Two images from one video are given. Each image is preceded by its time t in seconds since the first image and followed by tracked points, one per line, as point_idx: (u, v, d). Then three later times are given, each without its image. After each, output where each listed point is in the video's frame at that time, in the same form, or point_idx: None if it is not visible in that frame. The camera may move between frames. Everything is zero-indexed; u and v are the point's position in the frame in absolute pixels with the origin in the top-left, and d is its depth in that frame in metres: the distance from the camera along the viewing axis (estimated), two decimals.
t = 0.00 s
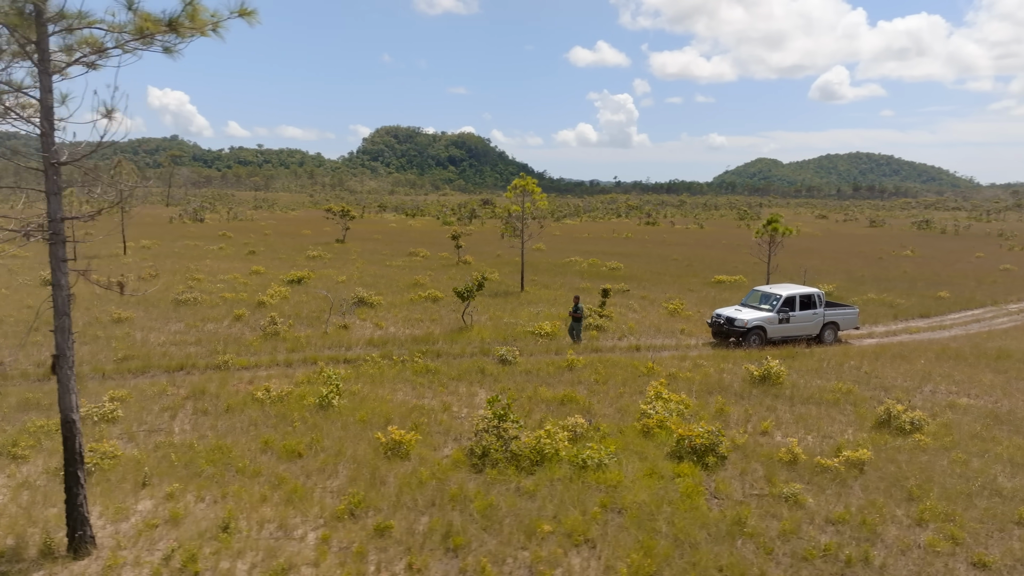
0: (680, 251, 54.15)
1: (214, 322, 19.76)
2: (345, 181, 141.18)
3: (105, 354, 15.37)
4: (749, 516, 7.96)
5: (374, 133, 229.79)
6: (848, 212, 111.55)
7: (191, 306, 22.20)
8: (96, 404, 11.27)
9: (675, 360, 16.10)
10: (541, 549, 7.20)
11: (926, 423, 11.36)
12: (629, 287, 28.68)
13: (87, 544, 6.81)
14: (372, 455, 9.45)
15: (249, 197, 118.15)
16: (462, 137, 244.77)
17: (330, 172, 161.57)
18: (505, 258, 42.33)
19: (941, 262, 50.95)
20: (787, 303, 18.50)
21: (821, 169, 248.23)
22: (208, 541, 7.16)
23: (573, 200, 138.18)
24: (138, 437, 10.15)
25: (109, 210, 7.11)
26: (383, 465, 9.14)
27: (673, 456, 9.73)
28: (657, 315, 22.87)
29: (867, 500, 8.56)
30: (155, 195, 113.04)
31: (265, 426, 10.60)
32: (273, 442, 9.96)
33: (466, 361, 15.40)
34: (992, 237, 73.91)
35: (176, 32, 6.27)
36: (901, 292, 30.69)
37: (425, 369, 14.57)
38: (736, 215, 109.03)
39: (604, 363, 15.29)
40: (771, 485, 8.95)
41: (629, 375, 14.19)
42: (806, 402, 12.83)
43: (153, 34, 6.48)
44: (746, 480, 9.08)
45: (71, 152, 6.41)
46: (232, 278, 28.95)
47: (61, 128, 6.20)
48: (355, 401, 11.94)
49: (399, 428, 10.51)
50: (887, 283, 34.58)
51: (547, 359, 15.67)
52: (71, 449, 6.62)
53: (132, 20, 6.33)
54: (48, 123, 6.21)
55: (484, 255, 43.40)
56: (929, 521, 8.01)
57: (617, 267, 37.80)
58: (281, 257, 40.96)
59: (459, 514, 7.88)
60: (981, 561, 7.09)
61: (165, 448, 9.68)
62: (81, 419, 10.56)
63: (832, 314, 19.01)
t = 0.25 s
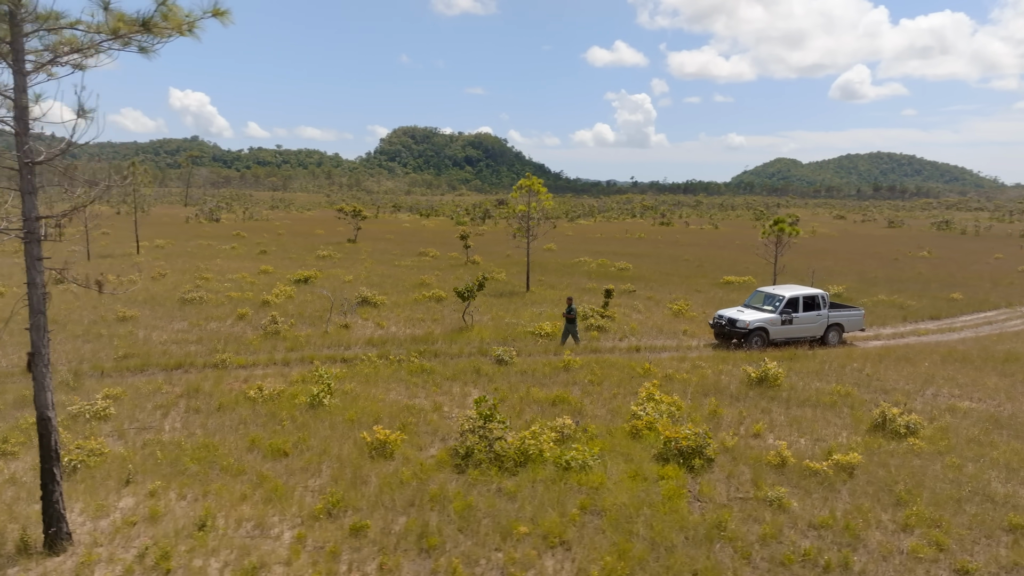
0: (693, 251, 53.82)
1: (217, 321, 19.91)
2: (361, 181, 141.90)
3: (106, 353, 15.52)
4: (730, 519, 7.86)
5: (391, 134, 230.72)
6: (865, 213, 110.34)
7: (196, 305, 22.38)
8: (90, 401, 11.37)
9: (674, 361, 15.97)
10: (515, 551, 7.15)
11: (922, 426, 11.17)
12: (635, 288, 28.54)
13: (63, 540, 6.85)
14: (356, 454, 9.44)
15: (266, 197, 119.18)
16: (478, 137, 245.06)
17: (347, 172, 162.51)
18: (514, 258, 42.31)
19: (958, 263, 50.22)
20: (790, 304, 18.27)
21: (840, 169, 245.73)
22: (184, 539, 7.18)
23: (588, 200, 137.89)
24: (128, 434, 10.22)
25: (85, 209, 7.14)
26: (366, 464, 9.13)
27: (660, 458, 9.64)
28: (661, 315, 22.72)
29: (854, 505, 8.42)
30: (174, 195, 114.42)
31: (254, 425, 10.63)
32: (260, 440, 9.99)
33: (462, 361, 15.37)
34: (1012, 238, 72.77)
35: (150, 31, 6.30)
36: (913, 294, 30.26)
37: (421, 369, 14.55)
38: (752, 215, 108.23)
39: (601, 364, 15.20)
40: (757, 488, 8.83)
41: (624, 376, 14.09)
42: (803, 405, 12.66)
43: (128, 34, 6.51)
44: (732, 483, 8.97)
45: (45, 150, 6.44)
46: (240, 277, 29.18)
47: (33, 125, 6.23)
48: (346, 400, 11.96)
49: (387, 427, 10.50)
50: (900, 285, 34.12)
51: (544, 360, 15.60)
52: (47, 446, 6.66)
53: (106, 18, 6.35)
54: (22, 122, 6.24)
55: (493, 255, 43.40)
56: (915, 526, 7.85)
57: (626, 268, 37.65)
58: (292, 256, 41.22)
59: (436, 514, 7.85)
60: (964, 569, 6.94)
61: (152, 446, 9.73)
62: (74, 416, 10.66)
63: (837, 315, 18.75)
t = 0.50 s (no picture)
0: (706, 252, 53.43)
1: (222, 320, 20.05)
2: (377, 182, 142.55)
3: (109, 351, 15.69)
4: (711, 523, 7.77)
5: (410, 135, 231.96)
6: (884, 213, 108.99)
7: (203, 304, 22.57)
8: (85, 399, 11.48)
9: (674, 362, 15.85)
10: (490, 552, 7.11)
11: (918, 430, 10.98)
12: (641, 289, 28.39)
13: (41, 536, 6.90)
14: (342, 453, 9.46)
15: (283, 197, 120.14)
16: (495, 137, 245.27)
17: (363, 172, 163.36)
18: (524, 258, 42.26)
19: (976, 264, 49.43)
20: (793, 305, 18.04)
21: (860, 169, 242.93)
22: (161, 537, 7.21)
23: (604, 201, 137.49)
24: (120, 432, 10.31)
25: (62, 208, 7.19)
26: (350, 464, 9.13)
27: (647, 460, 9.56)
28: (666, 316, 22.56)
29: (840, 510, 8.28)
30: (192, 195, 115.72)
31: (245, 424, 10.68)
32: (248, 439, 10.03)
33: (460, 361, 15.35)
34: None
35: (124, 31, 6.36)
36: (926, 295, 29.81)
37: (417, 369, 14.56)
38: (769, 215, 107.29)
39: (599, 365, 15.11)
40: (743, 492, 8.72)
41: (621, 377, 14.00)
42: (799, 407, 12.50)
43: (104, 34, 6.57)
44: (717, 487, 8.87)
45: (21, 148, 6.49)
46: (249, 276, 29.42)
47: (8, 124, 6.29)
48: (338, 399, 11.98)
49: (375, 426, 10.51)
50: (914, 286, 33.62)
51: (542, 360, 15.53)
52: (24, 444, 6.70)
53: (82, 19, 6.42)
54: None
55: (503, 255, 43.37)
56: (901, 532, 7.71)
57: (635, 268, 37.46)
58: (303, 256, 41.47)
59: (414, 514, 7.83)
60: None
61: (141, 443, 9.80)
62: (67, 413, 10.77)
63: (842, 317, 18.50)
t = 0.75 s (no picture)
0: (720, 252, 53.03)
1: (227, 319, 20.23)
2: (394, 182, 143.13)
3: (113, 349, 15.89)
4: (692, 526, 7.68)
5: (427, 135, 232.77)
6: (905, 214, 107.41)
7: (210, 303, 22.78)
8: (82, 396, 11.62)
9: (674, 363, 15.73)
10: (465, 553, 7.07)
11: (916, 433, 10.79)
12: (649, 290, 28.23)
13: (22, 532, 6.97)
14: (328, 452, 9.48)
15: (301, 197, 121.09)
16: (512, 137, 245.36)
17: (381, 172, 164.15)
18: (535, 258, 42.20)
19: (997, 266, 48.55)
20: (798, 307, 17.80)
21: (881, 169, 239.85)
22: (140, 534, 7.26)
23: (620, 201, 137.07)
24: (113, 429, 10.42)
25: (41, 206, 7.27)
26: (336, 463, 9.15)
27: (634, 461, 9.47)
28: (671, 317, 22.40)
29: (826, 514, 8.15)
30: (212, 195, 117.02)
31: (236, 422, 10.75)
32: (237, 437, 10.09)
33: (458, 361, 15.35)
34: None
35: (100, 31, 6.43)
36: (941, 297, 29.32)
37: (414, 368, 14.57)
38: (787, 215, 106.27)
39: (597, 366, 15.04)
40: (729, 495, 8.61)
41: (617, 379, 13.91)
42: (796, 410, 12.33)
43: (82, 34, 6.65)
44: (703, 490, 8.77)
45: None
46: (259, 276, 29.64)
47: None
48: (331, 398, 12.02)
49: (364, 426, 10.53)
50: (930, 288, 33.10)
51: (540, 360, 15.49)
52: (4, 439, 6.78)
53: (59, 19, 6.47)
54: None
55: (514, 256, 43.36)
56: (887, 538, 7.55)
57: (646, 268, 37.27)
58: (315, 255, 41.73)
59: (393, 514, 7.82)
60: None
61: (131, 441, 9.89)
62: (63, 410, 10.90)
63: (848, 318, 18.23)
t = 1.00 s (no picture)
0: (733, 253, 52.56)
1: (232, 318, 20.40)
2: (412, 182, 143.63)
3: (116, 347, 16.08)
4: (671, 530, 7.60)
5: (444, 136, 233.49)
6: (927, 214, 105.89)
7: (218, 301, 23.00)
8: (80, 393, 11.76)
9: (673, 365, 15.62)
10: (440, 554, 7.06)
11: (912, 438, 10.60)
12: (657, 291, 28.08)
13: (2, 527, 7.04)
14: (315, 451, 9.51)
15: (318, 197, 122.00)
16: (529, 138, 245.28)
17: (399, 173, 164.85)
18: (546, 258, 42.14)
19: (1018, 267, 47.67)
20: (802, 308, 17.58)
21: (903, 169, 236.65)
22: (119, 530, 7.31)
23: (637, 201, 136.53)
24: (107, 426, 10.53)
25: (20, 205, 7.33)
26: (321, 461, 9.18)
27: (620, 463, 9.41)
28: (676, 318, 22.26)
29: (811, 519, 8.03)
30: (231, 195, 118.25)
31: (228, 421, 10.82)
32: (227, 435, 10.15)
33: (456, 360, 15.35)
34: None
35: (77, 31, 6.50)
36: (955, 299, 28.86)
37: (411, 368, 14.58)
38: (806, 215, 105.19)
39: (595, 366, 14.98)
40: (713, 498, 8.52)
41: (614, 380, 13.83)
42: (793, 413, 12.17)
43: (60, 34, 6.72)
44: (687, 493, 8.69)
45: None
46: (269, 275, 29.88)
47: None
48: (325, 397, 12.07)
49: (353, 425, 10.56)
50: (945, 289, 32.61)
51: (538, 361, 15.45)
52: None
53: (37, 19, 6.55)
54: None
55: (525, 256, 43.34)
56: (871, 545, 7.42)
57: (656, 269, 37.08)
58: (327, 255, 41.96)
59: (372, 514, 7.82)
60: None
61: (122, 438, 9.98)
62: (58, 407, 11.03)
63: (853, 320, 17.98)
